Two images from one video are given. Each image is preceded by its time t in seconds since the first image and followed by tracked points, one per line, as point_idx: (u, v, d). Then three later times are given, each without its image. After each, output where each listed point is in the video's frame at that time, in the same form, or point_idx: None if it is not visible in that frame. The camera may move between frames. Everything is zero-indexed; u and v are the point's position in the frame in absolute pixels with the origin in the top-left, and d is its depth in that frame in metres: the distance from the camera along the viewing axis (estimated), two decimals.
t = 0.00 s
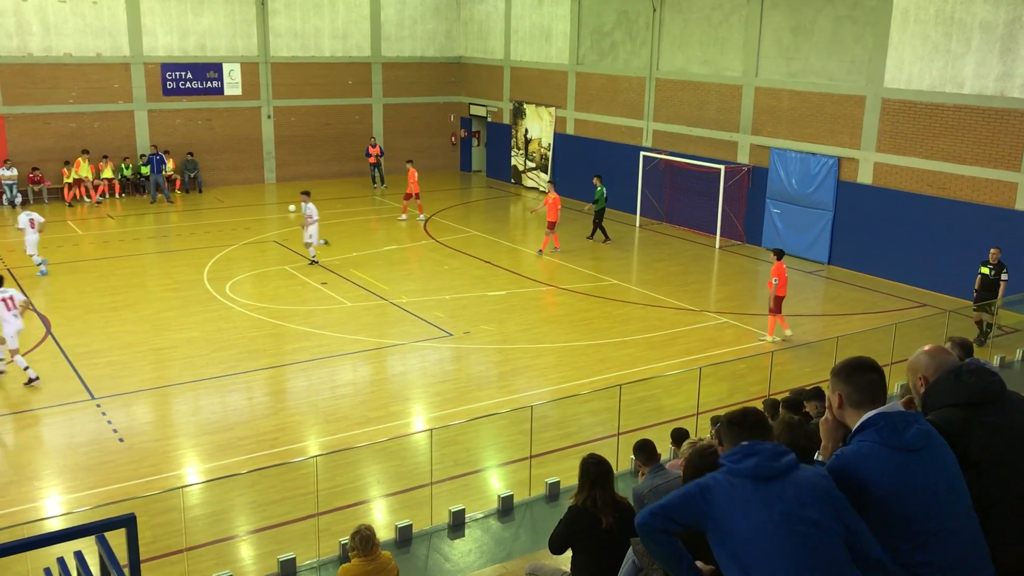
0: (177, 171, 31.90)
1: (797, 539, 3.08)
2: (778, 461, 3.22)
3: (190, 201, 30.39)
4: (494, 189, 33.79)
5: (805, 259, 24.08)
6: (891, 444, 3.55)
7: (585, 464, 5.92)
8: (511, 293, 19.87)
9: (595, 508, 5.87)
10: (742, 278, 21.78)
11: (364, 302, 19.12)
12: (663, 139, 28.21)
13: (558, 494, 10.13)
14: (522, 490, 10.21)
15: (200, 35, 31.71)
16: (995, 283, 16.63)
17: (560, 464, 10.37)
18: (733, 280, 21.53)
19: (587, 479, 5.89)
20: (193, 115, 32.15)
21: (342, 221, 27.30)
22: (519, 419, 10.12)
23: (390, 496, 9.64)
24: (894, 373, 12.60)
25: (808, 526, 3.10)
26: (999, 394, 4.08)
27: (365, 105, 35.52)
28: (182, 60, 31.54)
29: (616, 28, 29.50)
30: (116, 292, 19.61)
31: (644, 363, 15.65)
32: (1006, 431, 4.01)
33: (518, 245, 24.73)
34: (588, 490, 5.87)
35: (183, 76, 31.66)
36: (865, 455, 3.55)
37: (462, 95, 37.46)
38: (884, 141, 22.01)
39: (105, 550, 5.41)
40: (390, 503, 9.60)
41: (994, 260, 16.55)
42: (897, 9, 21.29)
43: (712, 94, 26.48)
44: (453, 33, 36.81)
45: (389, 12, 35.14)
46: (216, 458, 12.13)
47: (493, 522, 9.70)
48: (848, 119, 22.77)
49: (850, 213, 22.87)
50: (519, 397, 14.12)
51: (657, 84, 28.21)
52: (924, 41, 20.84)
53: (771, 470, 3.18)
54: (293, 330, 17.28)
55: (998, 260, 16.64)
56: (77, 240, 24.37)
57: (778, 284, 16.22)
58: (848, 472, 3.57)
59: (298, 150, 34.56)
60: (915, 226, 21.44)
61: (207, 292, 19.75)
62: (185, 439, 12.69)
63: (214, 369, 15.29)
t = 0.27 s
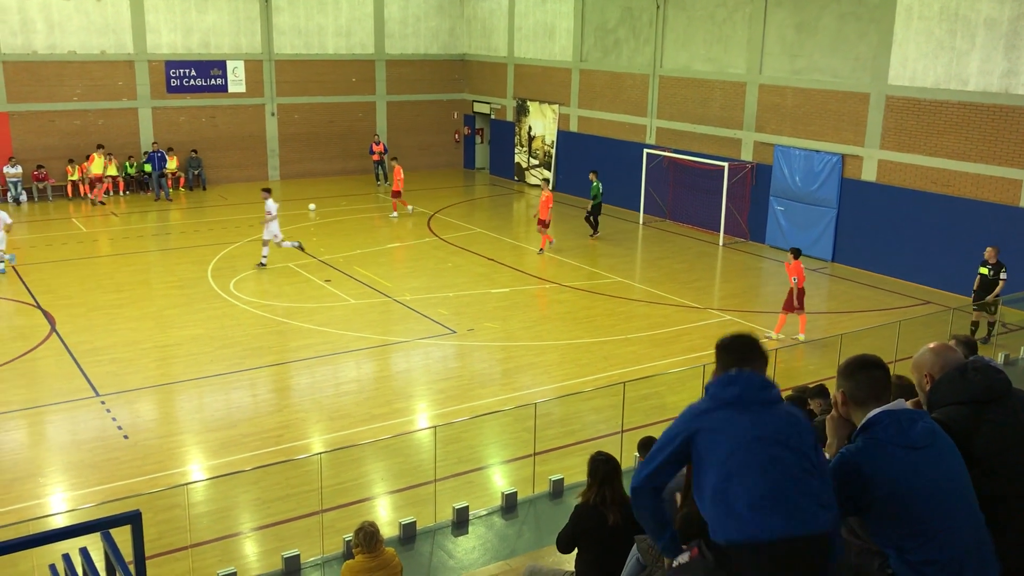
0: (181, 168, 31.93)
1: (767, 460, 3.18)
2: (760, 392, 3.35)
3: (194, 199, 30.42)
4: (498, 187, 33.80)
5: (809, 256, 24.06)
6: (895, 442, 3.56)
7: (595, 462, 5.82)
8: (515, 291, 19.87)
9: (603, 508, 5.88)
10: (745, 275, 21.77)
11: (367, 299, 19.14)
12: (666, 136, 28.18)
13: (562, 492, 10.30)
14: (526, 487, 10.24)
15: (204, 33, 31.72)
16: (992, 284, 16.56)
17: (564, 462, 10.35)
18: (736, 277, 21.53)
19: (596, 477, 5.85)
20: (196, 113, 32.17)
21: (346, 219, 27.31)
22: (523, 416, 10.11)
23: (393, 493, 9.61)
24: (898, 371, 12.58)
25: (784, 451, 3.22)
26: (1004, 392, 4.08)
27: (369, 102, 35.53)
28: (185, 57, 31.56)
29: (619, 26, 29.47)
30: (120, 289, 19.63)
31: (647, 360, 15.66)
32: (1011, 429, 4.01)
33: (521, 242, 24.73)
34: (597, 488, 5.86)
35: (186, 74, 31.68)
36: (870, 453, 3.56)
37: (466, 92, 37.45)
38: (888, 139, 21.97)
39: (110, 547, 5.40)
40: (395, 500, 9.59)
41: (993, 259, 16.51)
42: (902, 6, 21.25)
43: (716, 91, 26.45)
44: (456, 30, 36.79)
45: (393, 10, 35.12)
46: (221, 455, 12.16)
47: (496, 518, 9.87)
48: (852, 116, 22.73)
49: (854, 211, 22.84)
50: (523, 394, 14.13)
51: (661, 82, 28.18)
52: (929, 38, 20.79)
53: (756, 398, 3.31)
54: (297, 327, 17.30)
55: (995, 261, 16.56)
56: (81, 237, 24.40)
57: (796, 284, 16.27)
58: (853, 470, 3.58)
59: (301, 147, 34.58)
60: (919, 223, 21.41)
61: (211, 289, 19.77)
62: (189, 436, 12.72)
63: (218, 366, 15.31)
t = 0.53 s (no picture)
0: (184, 168, 31.95)
1: (725, 410, 3.71)
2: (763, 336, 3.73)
3: (197, 198, 30.43)
4: (501, 186, 33.79)
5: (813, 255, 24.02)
6: (899, 441, 3.57)
7: (609, 460, 5.89)
8: (518, 290, 19.87)
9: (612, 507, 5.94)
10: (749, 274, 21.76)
11: (371, 299, 19.15)
12: (670, 135, 28.16)
13: (566, 491, 10.37)
14: (529, 486, 10.26)
15: (207, 32, 31.72)
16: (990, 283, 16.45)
17: (567, 460, 10.30)
18: (740, 276, 21.52)
19: (609, 476, 5.93)
20: (199, 112, 32.19)
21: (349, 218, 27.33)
22: (526, 416, 10.09)
23: (396, 492, 9.57)
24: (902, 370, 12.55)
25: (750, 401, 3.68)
26: (1010, 391, 4.06)
27: (372, 101, 35.53)
28: (189, 56, 31.58)
29: (622, 24, 29.43)
30: (124, 289, 19.65)
31: (651, 359, 15.65)
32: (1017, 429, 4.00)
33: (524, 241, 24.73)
34: (610, 488, 5.94)
35: (190, 73, 31.70)
36: (873, 453, 3.58)
37: (468, 91, 37.44)
38: (892, 137, 21.93)
39: (114, 547, 5.34)
40: (397, 499, 9.54)
41: (988, 259, 16.40)
42: (906, 5, 21.20)
43: (719, 90, 26.42)
44: (459, 29, 36.76)
45: (396, 9, 35.11)
46: (224, 454, 12.17)
47: (500, 518, 9.95)
48: (856, 114, 22.70)
49: (858, 209, 22.81)
50: (526, 393, 14.13)
51: (664, 80, 28.15)
52: (933, 36, 20.75)
53: (750, 343, 3.73)
54: (300, 326, 17.31)
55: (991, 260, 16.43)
56: (84, 236, 24.43)
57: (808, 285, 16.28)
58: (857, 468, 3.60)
59: (304, 146, 34.58)
60: (923, 221, 21.38)
61: (214, 288, 19.80)
62: (192, 436, 12.73)
63: (222, 366, 15.33)
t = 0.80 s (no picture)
0: (188, 168, 31.98)
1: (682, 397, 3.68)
2: (722, 323, 3.59)
3: (201, 198, 30.45)
4: (504, 186, 33.78)
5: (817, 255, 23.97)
6: (907, 442, 3.54)
7: (618, 462, 5.85)
8: (521, 290, 19.86)
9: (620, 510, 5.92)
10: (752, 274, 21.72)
11: (374, 299, 19.15)
12: (673, 135, 28.13)
13: (570, 491, 10.30)
14: (533, 487, 10.23)
15: (210, 32, 31.75)
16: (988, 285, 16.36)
17: (571, 461, 10.31)
18: (743, 276, 21.50)
19: (619, 478, 5.89)
20: (203, 113, 32.23)
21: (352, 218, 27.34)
22: (530, 416, 10.08)
23: (400, 493, 9.62)
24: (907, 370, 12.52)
25: (699, 391, 3.57)
26: (1015, 392, 4.08)
27: (375, 102, 35.54)
28: (192, 57, 31.60)
29: (625, 24, 29.41)
30: (127, 289, 19.66)
31: (655, 359, 15.62)
32: None
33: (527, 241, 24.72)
34: (620, 490, 5.91)
35: (193, 74, 31.73)
36: (879, 454, 3.54)
37: (472, 92, 37.44)
38: (896, 137, 21.89)
39: (119, 548, 5.34)
40: (402, 499, 9.59)
41: (985, 260, 16.30)
42: (909, 4, 21.16)
43: (723, 89, 26.39)
44: (462, 29, 36.77)
45: (399, 9, 35.12)
46: (228, 454, 12.17)
47: (504, 519, 9.85)
48: (860, 114, 22.66)
49: (861, 209, 22.78)
50: (529, 394, 14.12)
51: (668, 80, 28.11)
52: (937, 35, 20.71)
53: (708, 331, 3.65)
54: (304, 327, 17.32)
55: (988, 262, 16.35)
56: (88, 237, 24.46)
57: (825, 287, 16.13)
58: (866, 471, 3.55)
59: (307, 147, 34.59)
60: (927, 221, 21.34)
61: (218, 289, 19.81)
62: (196, 436, 12.73)
63: (226, 366, 15.34)
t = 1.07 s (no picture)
0: (192, 169, 32.02)
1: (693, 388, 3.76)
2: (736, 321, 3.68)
3: (204, 199, 30.49)
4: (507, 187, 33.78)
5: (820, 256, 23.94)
6: (908, 448, 3.49)
7: (626, 467, 5.96)
8: (525, 291, 19.85)
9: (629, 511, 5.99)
10: (756, 275, 21.72)
11: (378, 300, 19.17)
12: (677, 136, 28.12)
13: (574, 493, 10.28)
14: (536, 488, 10.23)
15: (214, 33, 31.79)
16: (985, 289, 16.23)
17: (574, 462, 10.32)
18: (747, 277, 21.50)
19: (628, 483, 5.98)
20: (207, 113, 32.26)
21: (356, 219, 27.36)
22: (533, 417, 10.08)
23: (403, 494, 9.59)
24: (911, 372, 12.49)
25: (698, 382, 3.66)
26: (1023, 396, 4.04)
27: (378, 103, 35.56)
28: (196, 58, 31.64)
29: (629, 26, 29.40)
30: (131, 290, 19.70)
31: (658, 361, 15.62)
32: None
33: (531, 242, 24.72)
34: (630, 495, 5.98)
35: (197, 75, 31.78)
36: (892, 463, 3.49)
37: (475, 93, 37.44)
38: (900, 138, 21.87)
39: (122, 548, 5.35)
40: (405, 500, 9.56)
41: (983, 264, 16.10)
42: (913, 5, 21.13)
43: (727, 91, 26.38)
44: (466, 30, 36.77)
45: (403, 10, 35.14)
46: (231, 455, 12.18)
47: (507, 519, 9.85)
48: (864, 115, 22.64)
49: (865, 210, 22.76)
50: (533, 395, 14.12)
51: (671, 81, 28.10)
52: (941, 37, 20.68)
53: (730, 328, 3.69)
54: (308, 328, 17.34)
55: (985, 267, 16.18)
56: (92, 237, 24.51)
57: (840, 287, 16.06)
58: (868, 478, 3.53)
59: (311, 148, 34.62)
60: (931, 222, 21.31)
61: (222, 289, 19.84)
62: (200, 437, 12.75)
63: (230, 367, 15.36)
